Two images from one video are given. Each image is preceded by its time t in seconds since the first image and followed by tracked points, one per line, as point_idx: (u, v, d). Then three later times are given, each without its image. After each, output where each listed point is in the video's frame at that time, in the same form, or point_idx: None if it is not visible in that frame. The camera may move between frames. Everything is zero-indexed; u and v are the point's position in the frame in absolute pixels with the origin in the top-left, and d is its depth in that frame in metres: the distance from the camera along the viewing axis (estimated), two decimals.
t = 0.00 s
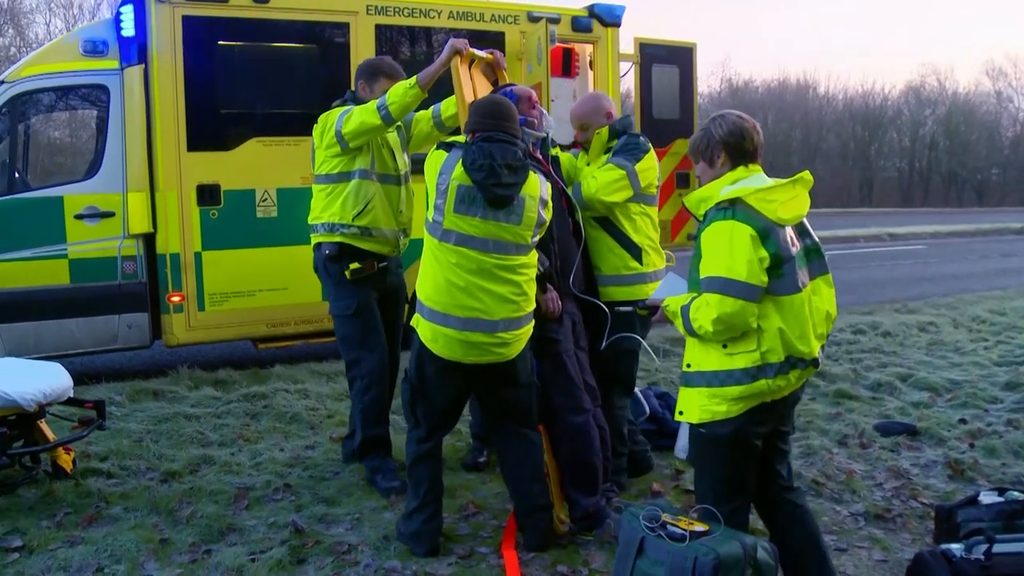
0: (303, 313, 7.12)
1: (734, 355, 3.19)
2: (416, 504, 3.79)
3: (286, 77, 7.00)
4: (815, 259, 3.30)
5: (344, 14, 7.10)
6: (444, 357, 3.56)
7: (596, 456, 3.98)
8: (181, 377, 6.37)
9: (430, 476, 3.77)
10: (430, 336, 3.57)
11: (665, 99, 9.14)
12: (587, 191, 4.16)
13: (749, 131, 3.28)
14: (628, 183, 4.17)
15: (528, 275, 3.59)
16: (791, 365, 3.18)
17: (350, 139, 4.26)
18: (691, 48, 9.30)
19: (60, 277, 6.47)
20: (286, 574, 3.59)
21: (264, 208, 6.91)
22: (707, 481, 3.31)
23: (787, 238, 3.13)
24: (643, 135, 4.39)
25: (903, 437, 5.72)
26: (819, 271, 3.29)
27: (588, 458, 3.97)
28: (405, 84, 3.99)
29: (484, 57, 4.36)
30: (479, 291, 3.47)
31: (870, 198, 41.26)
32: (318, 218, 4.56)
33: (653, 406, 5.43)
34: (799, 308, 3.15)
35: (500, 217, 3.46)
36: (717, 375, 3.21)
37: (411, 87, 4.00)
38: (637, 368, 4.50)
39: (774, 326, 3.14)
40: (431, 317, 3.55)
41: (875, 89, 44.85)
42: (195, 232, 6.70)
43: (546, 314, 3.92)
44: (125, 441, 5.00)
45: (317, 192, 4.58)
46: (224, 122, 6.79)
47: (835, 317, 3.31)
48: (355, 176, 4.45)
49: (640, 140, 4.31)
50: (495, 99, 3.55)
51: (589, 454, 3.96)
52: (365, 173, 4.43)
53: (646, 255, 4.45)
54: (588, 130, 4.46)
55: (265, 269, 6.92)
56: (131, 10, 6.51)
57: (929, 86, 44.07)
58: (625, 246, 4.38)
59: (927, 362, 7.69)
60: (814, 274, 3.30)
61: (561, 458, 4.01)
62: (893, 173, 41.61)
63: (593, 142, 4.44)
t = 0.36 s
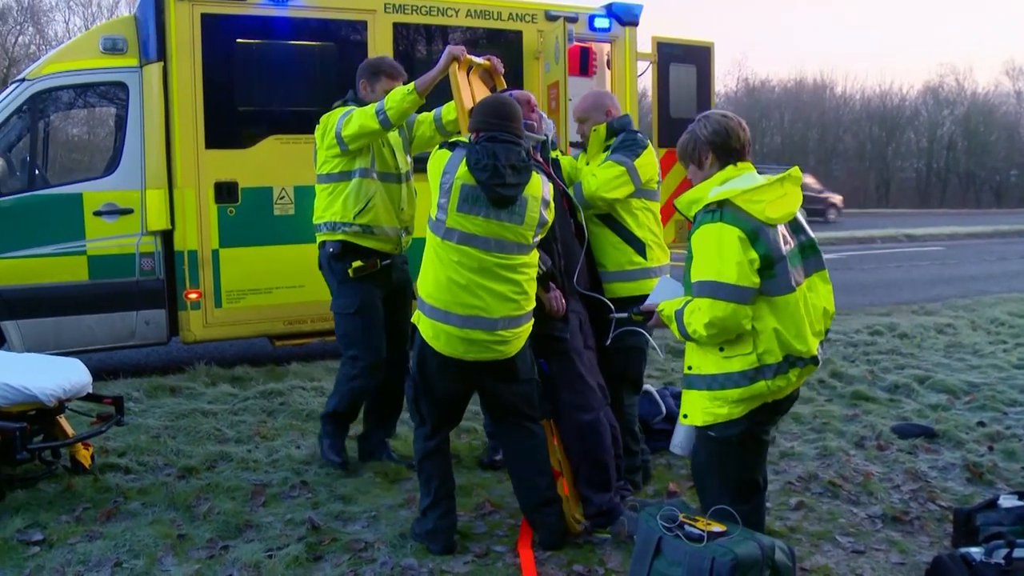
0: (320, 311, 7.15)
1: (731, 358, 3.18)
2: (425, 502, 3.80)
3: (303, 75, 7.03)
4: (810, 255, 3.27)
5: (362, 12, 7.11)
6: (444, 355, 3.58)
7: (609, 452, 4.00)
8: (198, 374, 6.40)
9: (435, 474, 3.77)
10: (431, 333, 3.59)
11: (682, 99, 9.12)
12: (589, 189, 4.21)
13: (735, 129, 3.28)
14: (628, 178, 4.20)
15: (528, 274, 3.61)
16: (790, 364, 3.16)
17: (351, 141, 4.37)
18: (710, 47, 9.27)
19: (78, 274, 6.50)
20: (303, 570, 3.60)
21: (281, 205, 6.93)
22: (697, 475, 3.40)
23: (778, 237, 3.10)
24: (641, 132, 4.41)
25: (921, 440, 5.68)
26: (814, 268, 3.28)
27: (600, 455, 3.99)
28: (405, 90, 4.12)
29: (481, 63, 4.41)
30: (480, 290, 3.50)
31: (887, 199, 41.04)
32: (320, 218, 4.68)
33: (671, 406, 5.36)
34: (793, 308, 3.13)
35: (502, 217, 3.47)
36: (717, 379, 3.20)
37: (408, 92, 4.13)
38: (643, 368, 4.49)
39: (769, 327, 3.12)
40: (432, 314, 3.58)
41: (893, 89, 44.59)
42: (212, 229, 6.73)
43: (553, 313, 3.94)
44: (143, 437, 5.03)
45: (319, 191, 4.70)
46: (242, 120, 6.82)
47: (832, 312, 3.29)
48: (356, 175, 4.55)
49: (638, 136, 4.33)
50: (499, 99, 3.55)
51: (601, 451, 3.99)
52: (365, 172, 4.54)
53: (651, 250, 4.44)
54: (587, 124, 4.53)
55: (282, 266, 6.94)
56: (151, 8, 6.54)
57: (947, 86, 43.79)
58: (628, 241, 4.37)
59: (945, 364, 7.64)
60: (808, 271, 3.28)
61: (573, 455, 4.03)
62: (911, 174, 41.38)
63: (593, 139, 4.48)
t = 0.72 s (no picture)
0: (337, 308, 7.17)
1: (737, 358, 3.17)
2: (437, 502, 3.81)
3: (321, 72, 7.04)
4: (813, 254, 3.26)
5: (380, 10, 7.11)
6: (444, 350, 3.59)
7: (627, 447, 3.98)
8: (215, 370, 6.42)
9: (447, 471, 3.77)
10: (431, 329, 3.60)
11: (700, 97, 9.08)
12: (591, 190, 4.19)
13: (735, 129, 3.28)
14: (632, 179, 4.19)
15: (527, 270, 3.62)
16: (794, 363, 3.15)
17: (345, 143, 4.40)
18: (727, 45, 9.23)
19: (97, 270, 6.53)
20: (321, 567, 3.60)
21: (299, 203, 6.95)
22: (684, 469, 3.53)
23: (782, 238, 3.10)
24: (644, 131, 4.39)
25: (940, 440, 5.64)
26: (816, 267, 3.26)
27: (618, 450, 3.97)
28: (402, 97, 4.12)
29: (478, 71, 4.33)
30: (480, 284, 3.51)
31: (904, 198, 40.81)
32: (315, 216, 4.76)
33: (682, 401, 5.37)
34: (799, 308, 3.12)
35: (503, 211, 3.49)
36: (722, 379, 3.19)
37: (406, 98, 4.12)
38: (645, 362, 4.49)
39: (775, 327, 3.11)
40: (431, 309, 3.58)
41: (911, 87, 44.31)
42: (230, 226, 6.75)
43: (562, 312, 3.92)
44: (161, 433, 5.05)
45: (313, 190, 4.76)
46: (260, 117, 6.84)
47: (833, 310, 3.28)
48: (349, 175, 4.61)
49: (639, 135, 4.32)
50: (499, 94, 3.55)
51: (619, 446, 3.97)
52: (359, 171, 4.60)
53: (659, 248, 4.41)
54: (590, 121, 4.54)
55: (299, 263, 6.95)
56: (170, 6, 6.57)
57: (966, 84, 43.48)
58: (635, 240, 4.36)
59: (964, 365, 7.59)
60: (812, 271, 3.27)
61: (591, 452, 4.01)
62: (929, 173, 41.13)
63: (593, 139, 4.51)
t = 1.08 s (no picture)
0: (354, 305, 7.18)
1: (722, 351, 3.18)
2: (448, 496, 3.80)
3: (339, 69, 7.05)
4: (799, 254, 3.28)
5: (398, 7, 7.12)
6: (459, 348, 3.62)
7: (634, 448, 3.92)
8: (233, 366, 6.44)
9: (461, 468, 3.77)
10: (446, 327, 3.61)
11: (719, 96, 9.05)
12: (589, 193, 4.35)
13: (724, 131, 3.29)
14: (628, 182, 4.31)
15: (539, 267, 3.68)
16: (779, 358, 3.17)
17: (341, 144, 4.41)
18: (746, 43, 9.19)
19: (116, 266, 6.55)
20: (341, 564, 3.60)
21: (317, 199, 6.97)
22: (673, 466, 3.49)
23: (768, 234, 3.13)
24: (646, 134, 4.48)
25: (960, 442, 5.60)
26: (802, 267, 3.29)
27: (626, 450, 3.91)
28: (401, 102, 4.12)
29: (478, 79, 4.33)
30: (497, 282, 3.55)
31: (922, 198, 40.60)
32: (310, 212, 4.76)
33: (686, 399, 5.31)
34: (782, 302, 3.15)
35: (519, 208, 3.54)
36: (708, 372, 3.20)
37: (405, 105, 4.12)
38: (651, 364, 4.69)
39: (760, 321, 3.14)
40: (446, 306, 3.59)
41: (929, 86, 44.05)
42: (248, 222, 6.76)
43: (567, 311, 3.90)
44: (179, 428, 5.06)
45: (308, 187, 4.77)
46: (279, 113, 6.86)
47: (818, 310, 3.31)
48: (345, 173, 4.63)
49: (640, 137, 4.41)
50: (509, 94, 3.60)
51: (627, 446, 3.91)
52: (355, 170, 4.62)
53: (654, 251, 4.54)
54: (595, 120, 4.52)
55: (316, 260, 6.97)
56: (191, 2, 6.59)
57: (985, 83, 43.18)
58: (631, 243, 4.49)
59: (984, 366, 7.54)
60: (798, 270, 3.29)
61: (599, 454, 3.95)
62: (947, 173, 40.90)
63: (595, 139, 4.54)
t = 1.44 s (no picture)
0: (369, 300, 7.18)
1: (705, 331, 3.26)
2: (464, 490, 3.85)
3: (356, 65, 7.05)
4: (785, 242, 3.33)
5: (415, 3, 7.11)
6: (476, 344, 3.65)
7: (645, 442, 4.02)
8: (248, 361, 6.44)
9: (478, 463, 3.81)
10: (461, 323, 3.64)
11: (736, 93, 9.01)
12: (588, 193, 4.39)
13: (710, 125, 3.37)
14: (627, 181, 4.33)
15: (551, 264, 3.75)
16: (760, 340, 3.21)
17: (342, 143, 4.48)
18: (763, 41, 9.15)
19: (132, 260, 6.56)
20: (358, 559, 3.60)
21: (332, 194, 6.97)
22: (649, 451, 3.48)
23: (751, 219, 3.21)
24: (646, 131, 4.51)
25: (978, 443, 5.57)
26: (788, 255, 3.34)
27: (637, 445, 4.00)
28: (403, 109, 4.18)
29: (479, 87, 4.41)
30: (512, 278, 3.60)
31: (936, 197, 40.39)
32: (312, 208, 4.84)
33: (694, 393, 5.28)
34: (764, 285, 3.20)
35: (534, 204, 3.60)
36: (690, 352, 3.27)
37: (409, 112, 4.19)
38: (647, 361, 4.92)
39: (740, 301, 3.19)
40: (462, 304, 3.63)
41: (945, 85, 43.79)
42: (264, 216, 6.78)
43: (576, 311, 4.04)
44: (195, 423, 5.07)
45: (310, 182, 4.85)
46: (296, 108, 6.87)
47: (803, 296, 3.35)
48: (347, 169, 4.72)
49: (640, 136, 4.43)
50: (519, 95, 3.67)
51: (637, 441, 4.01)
52: (357, 166, 4.71)
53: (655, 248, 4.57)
54: (599, 117, 4.58)
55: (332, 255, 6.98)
56: None
57: (1001, 82, 42.90)
58: (633, 241, 4.52)
59: (1002, 366, 7.49)
60: (784, 258, 3.34)
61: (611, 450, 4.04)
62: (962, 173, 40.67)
63: (598, 137, 4.61)
